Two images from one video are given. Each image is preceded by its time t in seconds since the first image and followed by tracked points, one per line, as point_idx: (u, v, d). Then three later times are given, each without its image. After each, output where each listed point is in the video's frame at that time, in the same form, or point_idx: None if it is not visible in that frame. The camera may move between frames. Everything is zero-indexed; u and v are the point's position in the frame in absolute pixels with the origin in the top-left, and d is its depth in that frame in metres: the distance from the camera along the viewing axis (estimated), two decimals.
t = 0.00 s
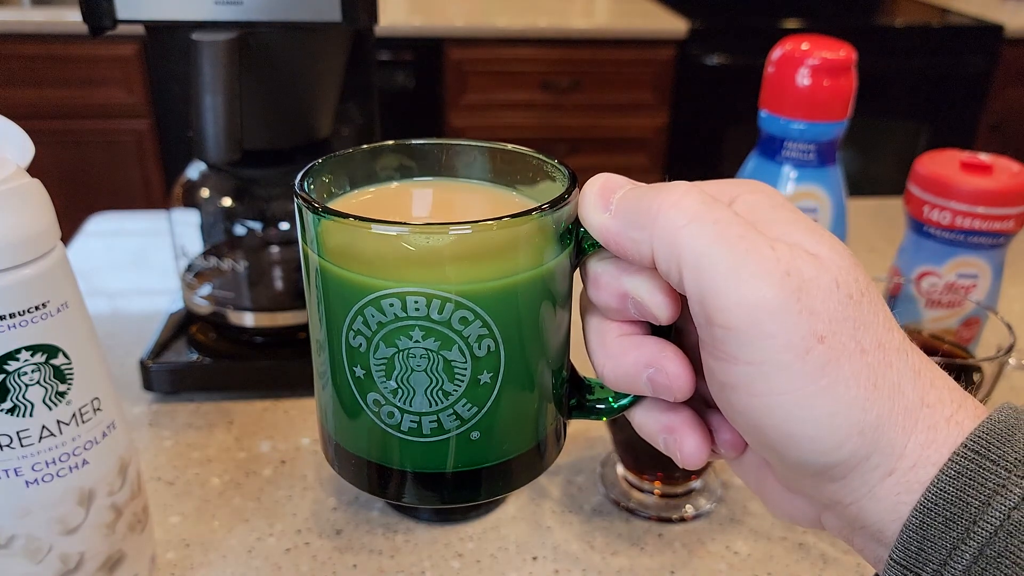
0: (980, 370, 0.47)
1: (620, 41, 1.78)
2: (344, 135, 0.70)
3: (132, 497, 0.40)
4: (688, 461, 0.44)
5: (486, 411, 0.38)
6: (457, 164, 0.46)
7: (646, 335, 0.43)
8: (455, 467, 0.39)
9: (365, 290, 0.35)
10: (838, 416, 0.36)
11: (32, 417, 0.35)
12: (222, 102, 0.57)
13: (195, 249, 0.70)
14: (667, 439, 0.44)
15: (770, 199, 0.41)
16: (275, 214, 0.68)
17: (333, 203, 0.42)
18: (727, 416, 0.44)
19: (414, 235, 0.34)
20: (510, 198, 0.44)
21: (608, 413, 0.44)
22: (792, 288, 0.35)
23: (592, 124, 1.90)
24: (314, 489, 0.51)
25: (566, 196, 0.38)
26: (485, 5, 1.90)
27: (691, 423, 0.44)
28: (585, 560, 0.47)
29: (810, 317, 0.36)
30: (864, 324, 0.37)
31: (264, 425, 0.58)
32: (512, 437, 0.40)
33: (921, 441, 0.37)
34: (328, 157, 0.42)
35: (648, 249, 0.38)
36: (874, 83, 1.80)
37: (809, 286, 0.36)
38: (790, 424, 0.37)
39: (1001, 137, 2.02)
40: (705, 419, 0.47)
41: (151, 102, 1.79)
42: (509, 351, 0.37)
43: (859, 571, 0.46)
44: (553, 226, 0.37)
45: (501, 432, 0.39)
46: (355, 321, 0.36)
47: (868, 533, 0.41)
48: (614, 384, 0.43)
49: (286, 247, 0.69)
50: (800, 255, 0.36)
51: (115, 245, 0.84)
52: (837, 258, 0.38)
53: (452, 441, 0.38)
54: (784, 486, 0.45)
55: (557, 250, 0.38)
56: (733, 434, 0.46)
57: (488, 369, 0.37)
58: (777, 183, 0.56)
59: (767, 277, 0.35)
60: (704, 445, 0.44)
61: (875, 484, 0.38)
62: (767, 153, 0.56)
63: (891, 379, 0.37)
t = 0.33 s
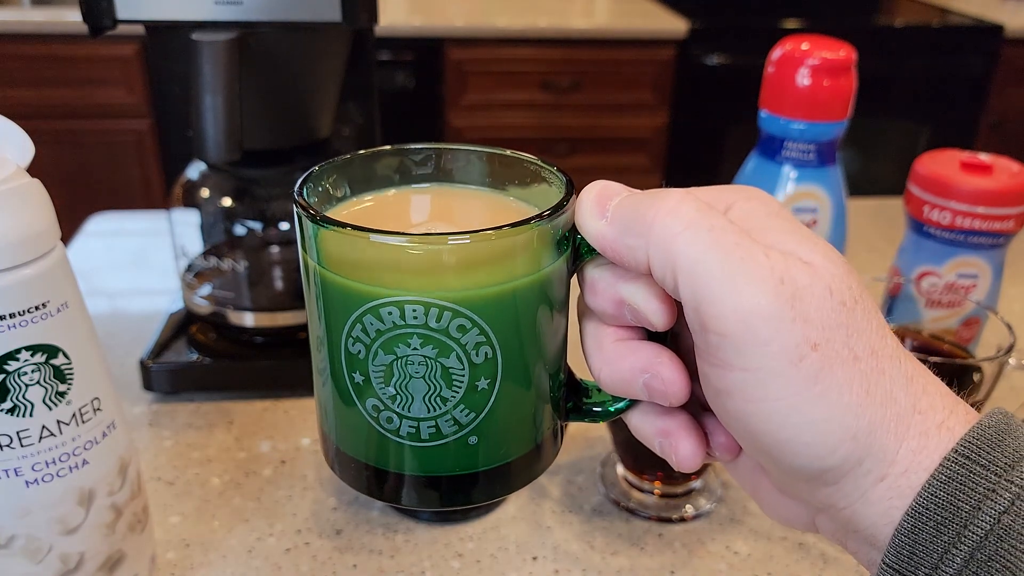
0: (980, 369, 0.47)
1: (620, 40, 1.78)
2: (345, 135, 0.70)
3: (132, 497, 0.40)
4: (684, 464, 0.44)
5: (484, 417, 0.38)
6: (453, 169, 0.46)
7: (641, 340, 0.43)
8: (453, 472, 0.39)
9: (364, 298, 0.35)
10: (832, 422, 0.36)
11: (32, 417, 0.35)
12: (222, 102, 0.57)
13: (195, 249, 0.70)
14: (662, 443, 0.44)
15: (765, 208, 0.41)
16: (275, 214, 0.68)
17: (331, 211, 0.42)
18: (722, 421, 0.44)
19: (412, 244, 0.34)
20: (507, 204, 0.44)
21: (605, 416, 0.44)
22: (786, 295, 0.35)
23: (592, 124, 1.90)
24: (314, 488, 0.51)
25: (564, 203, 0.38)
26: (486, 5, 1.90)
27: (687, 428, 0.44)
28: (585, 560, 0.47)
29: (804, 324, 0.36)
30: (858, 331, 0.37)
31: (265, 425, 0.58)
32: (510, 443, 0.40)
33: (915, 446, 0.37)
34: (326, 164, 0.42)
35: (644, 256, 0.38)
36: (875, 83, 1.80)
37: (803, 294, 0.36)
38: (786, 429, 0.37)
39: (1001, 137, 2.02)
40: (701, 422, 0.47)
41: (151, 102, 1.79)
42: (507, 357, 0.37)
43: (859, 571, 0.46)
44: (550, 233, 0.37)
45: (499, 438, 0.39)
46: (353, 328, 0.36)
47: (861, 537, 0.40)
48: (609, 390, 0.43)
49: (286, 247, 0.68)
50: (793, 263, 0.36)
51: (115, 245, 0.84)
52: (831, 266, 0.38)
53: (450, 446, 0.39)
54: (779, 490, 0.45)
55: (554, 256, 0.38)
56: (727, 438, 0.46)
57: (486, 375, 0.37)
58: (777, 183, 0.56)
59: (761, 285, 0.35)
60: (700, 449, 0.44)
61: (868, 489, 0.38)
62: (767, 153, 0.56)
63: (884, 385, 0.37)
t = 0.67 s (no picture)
0: (980, 370, 0.47)
1: (620, 40, 1.78)
2: (345, 135, 0.70)
3: (132, 497, 0.40)
4: (681, 469, 0.44)
5: (481, 421, 0.38)
6: (452, 172, 0.46)
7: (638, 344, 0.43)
8: (450, 477, 0.39)
9: (362, 302, 0.35)
10: (830, 426, 0.36)
11: (33, 417, 0.35)
12: (222, 101, 0.57)
13: (195, 249, 0.70)
14: (660, 447, 0.44)
15: (764, 211, 0.40)
16: (275, 215, 0.67)
17: (331, 215, 0.42)
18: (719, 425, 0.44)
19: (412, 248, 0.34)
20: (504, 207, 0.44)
21: (602, 420, 0.44)
22: (784, 299, 0.35)
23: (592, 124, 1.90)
24: (314, 489, 0.51)
25: (563, 210, 0.38)
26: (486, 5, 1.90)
27: (684, 432, 0.44)
28: (585, 560, 0.47)
29: (803, 328, 0.36)
30: (856, 335, 0.37)
31: (265, 425, 0.58)
32: (508, 446, 0.40)
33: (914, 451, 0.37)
34: (326, 167, 0.42)
35: (643, 260, 0.38)
36: (875, 83, 1.80)
37: (802, 298, 0.36)
38: (785, 433, 0.37)
39: (1002, 137, 2.02)
40: (698, 427, 0.47)
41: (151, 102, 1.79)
42: (505, 362, 0.37)
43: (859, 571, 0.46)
44: (548, 238, 0.37)
45: (496, 442, 0.39)
46: (351, 332, 0.36)
47: (861, 541, 0.41)
48: (608, 395, 0.43)
49: (286, 247, 0.68)
50: (791, 267, 0.36)
51: (115, 245, 0.84)
52: (829, 270, 0.38)
53: (448, 450, 0.39)
54: (778, 495, 0.45)
55: (552, 260, 0.38)
56: (725, 442, 0.46)
57: (484, 380, 0.37)
58: (777, 183, 0.56)
59: (761, 289, 0.35)
60: (696, 453, 0.44)
61: (867, 494, 0.38)
62: (767, 153, 0.56)
63: (881, 390, 0.37)
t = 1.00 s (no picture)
0: (979, 369, 0.47)
1: (620, 40, 1.77)
2: (345, 136, 0.70)
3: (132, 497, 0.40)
4: (681, 483, 0.45)
5: (475, 438, 0.37)
6: (441, 186, 0.44)
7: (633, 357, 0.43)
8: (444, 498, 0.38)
9: (351, 318, 0.34)
10: (829, 439, 0.36)
11: (32, 417, 0.35)
12: (222, 101, 0.57)
13: (195, 249, 0.70)
14: (659, 462, 0.45)
15: (759, 220, 0.40)
16: (274, 216, 0.67)
17: (316, 233, 0.40)
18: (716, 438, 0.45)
19: (399, 261, 0.33)
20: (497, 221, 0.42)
21: (601, 435, 0.44)
22: (779, 308, 0.35)
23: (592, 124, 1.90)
24: (314, 489, 0.51)
25: (554, 219, 0.37)
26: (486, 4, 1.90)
27: (682, 446, 0.45)
28: (585, 560, 0.47)
29: (799, 338, 0.35)
30: (851, 344, 0.37)
31: (265, 425, 0.58)
32: (503, 465, 0.39)
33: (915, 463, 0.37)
34: (311, 184, 0.40)
35: (635, 271, 0.38)
36: (875, 83, 1.80)
37: (797, 307, 0.36)
38: (782, 446, 0.37)
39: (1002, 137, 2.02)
40: (698, 441, 0.47)
41: (151, 103, 1.79)
42: (499, 378, 0.36)
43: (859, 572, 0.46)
44: (540, 250, 0.36)
45: (491, 460, 0.38)
46: (341, 349, 0.35)
47: (862, 554, 0.41)
48: (604, 408, 0.43)
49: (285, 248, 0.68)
50: (786, 275, 0.36)
51: (115, 245, 0.84)
52: (825, 278, 0.38)
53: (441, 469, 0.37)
54: (779, 507, 0.45)
55: (544, 276, 0.37)
56: (725, 456, 0.46)
57: (477, 397, 0.35)
58: (777, 184, 0.56)
59: (757, 300, 0.35)
60: (696, 467, 0.45)
61: (869, 506, 0.38)
62: (767, 153, 0.57)
63: (881, 399, 0.37)
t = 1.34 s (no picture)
0: (979, 369, 0.47)
1: (620, 40, 1.77)
2: (345, 136, 0.70)
3: (132, 497, 0.40)
4: (676, 484, 0.45)
5: (466, 440, 0.35)
6: (428, 182, 0.43)
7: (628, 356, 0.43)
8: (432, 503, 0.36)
9: (335, 316, 0.32)
10: (829, 439, 0.36)
11: (32, 417, 0.34)
12: (222, 101, 0.57)
13: (195, 249, 0.70)
14: (654, 463, 0.45)
15: (755, 216, 0.40)
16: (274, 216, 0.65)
17: (305, 230, 0.39)
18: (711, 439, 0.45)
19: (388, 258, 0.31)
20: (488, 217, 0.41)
21: (593, 436, 0.42)
22: (779, 306, 0.35)
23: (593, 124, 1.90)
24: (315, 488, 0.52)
25: (546, 212, 0.36)
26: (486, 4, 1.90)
27: (677, 447, 0.45)
28: (586, 560, 0.47)
29: (799, 336, 0.35)
30: (850, 342, 0.37)
31: (265, 425, 0.58)
32: (495, 468, 0.37)
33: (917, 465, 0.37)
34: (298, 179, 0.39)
35: (631, 268, 0.38)
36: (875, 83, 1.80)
37: (797, 305, 0.36)
38: (781, 447, 0.37)
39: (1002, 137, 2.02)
40: (693, 441, 0.48)
41: (152, 103, 1.79)
42: (490, 378, 0.34)
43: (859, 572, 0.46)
44: (530, 245, 0.34)
45: (483, 463, 0.36)
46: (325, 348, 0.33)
47: (863, 557, 0.41)
48: (597, 408, 0.42)
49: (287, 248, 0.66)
50: (786, 272, 0.36)
51: (115, 245, 0.85)
52: (825, 275, 0.38)
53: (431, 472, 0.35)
54: (776, 509, 0.45)
55: (535, 271, 0.35)
56: (721, 456, 0.47)
57: (466, 398, 0.34)
58: (776, 184, 0.56)
59: (757, 298, 0.35)
60: (691, 468, 0.45)
61: (872, 509, 0.38)
62: (767, 153, 0.57)
63: (880, 396, 0.37)
